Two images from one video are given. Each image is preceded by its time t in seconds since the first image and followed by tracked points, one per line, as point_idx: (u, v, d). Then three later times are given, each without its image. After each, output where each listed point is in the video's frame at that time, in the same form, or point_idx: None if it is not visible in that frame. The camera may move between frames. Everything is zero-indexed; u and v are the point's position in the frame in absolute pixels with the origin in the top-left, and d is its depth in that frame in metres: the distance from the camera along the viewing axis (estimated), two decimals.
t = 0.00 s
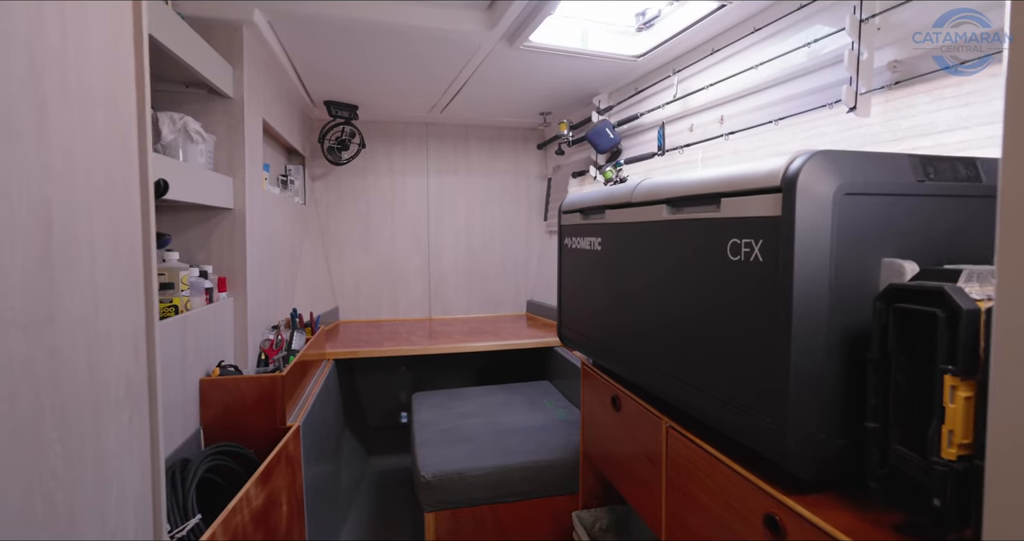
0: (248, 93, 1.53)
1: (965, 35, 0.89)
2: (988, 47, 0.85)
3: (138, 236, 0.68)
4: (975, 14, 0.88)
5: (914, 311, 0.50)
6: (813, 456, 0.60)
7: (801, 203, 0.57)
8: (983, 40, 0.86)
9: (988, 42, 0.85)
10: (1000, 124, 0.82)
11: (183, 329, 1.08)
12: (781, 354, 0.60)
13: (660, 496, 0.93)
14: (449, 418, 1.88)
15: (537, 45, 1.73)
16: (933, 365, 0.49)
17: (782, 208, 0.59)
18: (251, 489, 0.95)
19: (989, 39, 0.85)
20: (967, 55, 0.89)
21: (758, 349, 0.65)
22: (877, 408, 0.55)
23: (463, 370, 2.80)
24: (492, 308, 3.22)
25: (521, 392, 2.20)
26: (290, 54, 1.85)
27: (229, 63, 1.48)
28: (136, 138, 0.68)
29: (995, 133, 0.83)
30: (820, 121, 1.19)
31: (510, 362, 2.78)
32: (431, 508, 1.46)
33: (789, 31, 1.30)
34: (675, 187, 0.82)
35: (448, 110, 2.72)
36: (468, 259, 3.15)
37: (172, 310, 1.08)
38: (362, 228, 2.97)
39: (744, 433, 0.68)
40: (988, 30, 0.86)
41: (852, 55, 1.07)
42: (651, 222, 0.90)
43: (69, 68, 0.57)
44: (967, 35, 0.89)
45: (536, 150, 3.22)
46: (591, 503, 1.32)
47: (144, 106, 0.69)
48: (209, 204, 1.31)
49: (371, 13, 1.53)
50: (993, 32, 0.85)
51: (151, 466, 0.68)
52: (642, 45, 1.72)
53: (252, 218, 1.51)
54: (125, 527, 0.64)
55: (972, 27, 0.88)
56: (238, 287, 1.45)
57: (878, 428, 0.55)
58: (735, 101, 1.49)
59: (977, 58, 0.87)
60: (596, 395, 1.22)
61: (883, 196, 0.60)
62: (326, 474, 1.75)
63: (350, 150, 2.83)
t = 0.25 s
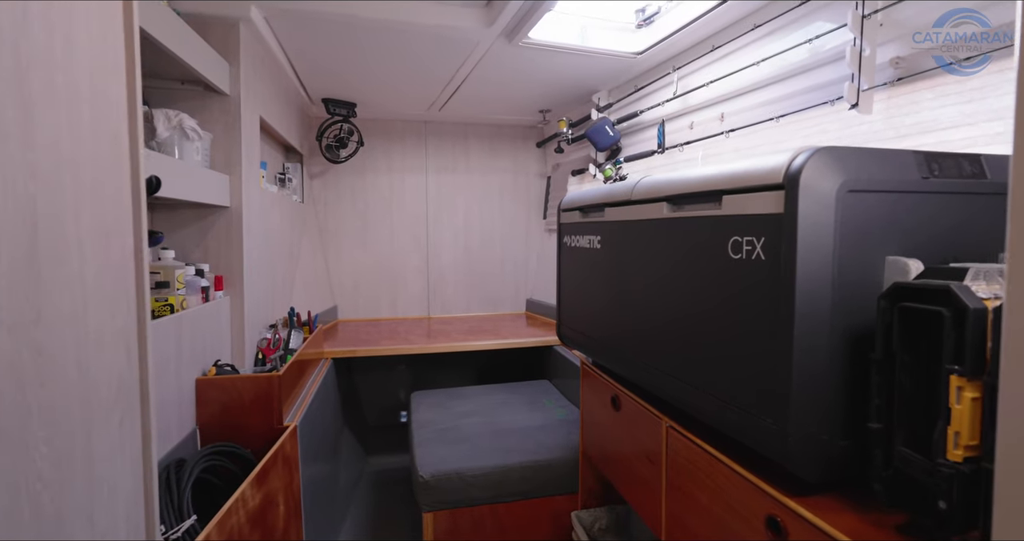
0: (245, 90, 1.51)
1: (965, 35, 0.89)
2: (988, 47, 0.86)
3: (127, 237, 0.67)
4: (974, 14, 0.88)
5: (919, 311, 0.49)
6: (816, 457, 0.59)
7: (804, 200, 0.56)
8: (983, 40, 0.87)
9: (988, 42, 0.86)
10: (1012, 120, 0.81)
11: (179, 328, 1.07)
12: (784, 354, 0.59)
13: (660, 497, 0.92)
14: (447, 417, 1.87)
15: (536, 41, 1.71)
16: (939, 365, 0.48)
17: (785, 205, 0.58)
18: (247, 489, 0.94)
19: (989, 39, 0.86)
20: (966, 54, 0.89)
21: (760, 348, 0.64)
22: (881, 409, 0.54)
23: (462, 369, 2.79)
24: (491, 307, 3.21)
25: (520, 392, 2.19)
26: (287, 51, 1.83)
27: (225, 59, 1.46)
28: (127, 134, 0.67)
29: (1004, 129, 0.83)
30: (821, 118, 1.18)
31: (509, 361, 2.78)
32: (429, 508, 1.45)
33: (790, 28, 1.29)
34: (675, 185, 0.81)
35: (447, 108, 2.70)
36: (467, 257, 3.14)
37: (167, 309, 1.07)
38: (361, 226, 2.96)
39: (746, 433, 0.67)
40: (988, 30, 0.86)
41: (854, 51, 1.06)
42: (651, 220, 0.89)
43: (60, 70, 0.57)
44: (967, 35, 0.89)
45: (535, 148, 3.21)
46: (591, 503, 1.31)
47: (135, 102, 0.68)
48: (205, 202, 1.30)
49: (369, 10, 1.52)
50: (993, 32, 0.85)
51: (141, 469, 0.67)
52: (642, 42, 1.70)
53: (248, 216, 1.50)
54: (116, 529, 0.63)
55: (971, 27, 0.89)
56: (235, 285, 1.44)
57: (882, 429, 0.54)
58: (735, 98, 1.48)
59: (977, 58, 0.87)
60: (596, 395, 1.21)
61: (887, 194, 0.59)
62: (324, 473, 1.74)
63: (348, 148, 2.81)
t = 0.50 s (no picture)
0: (242, 87, 1.50)
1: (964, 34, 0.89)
2: (987, 47, 0.86)
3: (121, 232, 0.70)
4: (974, 14, 0.89)
5: (924, 309, 0.48)
6: (818, 458, 0.58)
7: (807, 197, 0.55)
8: (982, 40, 0.87)
9: (988, 41, 0.86)
10: (1017, 116, 0.81)
11: (175, 327, 1.06)
12: (786, 353, 0.58)
13: (660, 497, 0.91)
14: (446, 416, 1.86)
15: (535, 38, 1.70)
16: (945, 365, 0.47)
17: (788, 202, 0.57)
18: (243, 490, 0.93)
19: (988, 38, 0.86)
20: (966, 54, 0.89)
21: (762, 348, 0.63)
22: (885, 409, 0.53)
23: (461, 368, 2.78)
24: (490, 305, 3.20)
25: (519, 391, 2.19)
26: (284, 47, 1.82)
27: (222, 56, 1.45)
28: (117, 129, 0.70)
29: (1010, 125, 0.82)
30: (823, 115, 1.17)
31: (509, 360, 2.77)
32: (428, 508, 1.45)
33: (792, 24, 1.28)
34: (676, 182, 0.80)
35: (445, 105, 2.69)
36: (466, 256, 3.13)
37: (162, 308, 1.06)
38: (360, 224, 2.95)
39: (747, 434, 0.66)
40: (987, 29, 0.86)
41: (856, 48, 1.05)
42: (651, 217, 0.87)
43: (45, 70, 0.58)
44: (966, 35, 0.90)
45: (535, 146, 3.20)
46: (590, 503, 1.30)
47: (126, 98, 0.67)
48: (201, 199, 1.28)
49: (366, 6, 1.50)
50: (992, 31, 0.85)
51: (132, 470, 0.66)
52: (642, 38, 1.69)
53: (245, 214, 1.49)
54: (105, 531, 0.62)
55: (971, 26, 0.89)
56: (232, 284, 1.42)
57: (886, 430, 0.53)
58: (736, 95, 1.46)
59: (977, 58, 0.88)
60: (595, 394, 1.20)
61: (892, 190, 0.58)
62: (322, 473, 1.73)
63: (346, 146, 2.80)
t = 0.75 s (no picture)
0: (238, 84, 1.49)
1: (964, 34, 0.89)
2: (987, 47, 0.85)
3: (111, 229, 0.69)
4: (973, 14, 0.88)
5: (930, 308, 0.47)
6: (821, 459, 0.57)
7: (810, 193, 0.54)
8: (982, 40, 0.86)
9: (988, 41, 0.86)
10: (1021, 113, 0.80)
11: (170, 326, 1.05)
12: (789, 353, 0.57)
13: (659, 497, 0.90)
14: (445, 416, 1.85)
15: (534, 34, 1.69)
16: (951, 365, 0.46)
17: (790, 199, 0.56)
18: (238, 491, 0.92)
19: (988, 38, 0.85)
20: (965, 54, 0.89)
21: (763, 347, 0.62)
22: (889, 410, 0.52)
23: (460, 367, 2.77)
24: (490, 304, 3.19)
25: (518, 390, 2.18)
26: (281, 44, 1.81)
27: (218, 53, 1.43)
28: (106, 122, 0.69)
29: (1013, 122, 0.81)
30: (826, 111, 1.15)
31: (508, 359, 2.76)
32: (426, 508, 1.44)
33: (793, 20, 1.27)
34: (676, 178, 0.78)
35: (444, 103, 2.68)
36: (465, 254, 3.12)
37: (158, 306, 1.05)
38: (358, 222, 2.94)
39: (749, 435, 0.65)
40: (987, 29, 0.86)
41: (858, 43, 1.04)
42: (651, 215, 0.86)
43: (29, 64, 0.57)
44: (965, 35, 0.89)
45: (534, 144, 3.19)
46: (589, 503, 1.30)
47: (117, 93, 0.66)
48: (197, 197, 1.27)
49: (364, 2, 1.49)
50: (993, 32, 0.84)
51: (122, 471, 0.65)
52: (642, 35, 1.68)
53: (242, 212, 1.47)
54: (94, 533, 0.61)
55: (971, 26, 0.88)
56: (228, 282, 1.41)
57: (890, 431, 0.52)
58: (737, 92, 1.45)
59: (976, 58, 0.87)
60: (595, 393, 1.20)
61: (896, 186, 0.57)
62: (320, 472, 1.72)
63: (344, 143, 2.78)
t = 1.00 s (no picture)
0: (235, 81, 1.48)
1: (964, 34, 0.88)
2: (988, 47, 0.85)
3: (99, 227, 0.70)
4: (974, 14, 0.88)
5: (936, 307, 0.46)
6: (825, 462, 0.56)
7: (813, 190, 0.53)
8: (983, 40, 0.86)
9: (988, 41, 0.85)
10: None
11: (165, 326, 1.04)
12: (791, 354, 0.56)
13: (659, 498, 0.90)
14: (443, 415, 1.85)
15: (533, 31, 1.68)
16: (958, 367, 0.45)
17: (793, 196, 0.55)
18: (233, 492, 0.91)
19: (989, 38, 0.85)
20: (966, 54, 0.88)
21: (765, 348, 0.61)
22: (894, 412, 0.51)
23: (459, 366, 2.76)
24: (489, 303, 3.18)
25: (517, 389, 2.17)
26: (278, 41, 1.79)
27: (214, 49, 1.42)
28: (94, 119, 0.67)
29: (1018, 118, 0.80)
30: (828, 108, 1.14)
31: (507, 358, 2.75)
32: (424, 508, 1.43)
33: (795, 16, 1.26)
34: (677, 176, 0.77)
35: (443, 101, 2.66)
36: (464, 253, 3.11)
37: (153, 306, 1.04)
38: (357, 221, 2.93)
39: (751, 437, 0.64)
40: (988, 29, 0.85)
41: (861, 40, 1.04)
42: (651, 213, 0.85)
43: (6, 64, 0.58)
44: (966, 35, 0.88)
45: (534, 142, 3.17)
46: (588, 503, 1.29)
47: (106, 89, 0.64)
48: (193, 195, 1.26)
49: None
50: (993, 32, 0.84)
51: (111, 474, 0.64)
52: (642, 32, 1.67)
53: (238, 211, 1.46)
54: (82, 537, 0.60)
55: (971, 27, 0.88)
56: (225, 281, 1.40)
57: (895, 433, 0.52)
58: (738, 89, 1.44)
59: (977, 58, 0.86)
60: (594, 392, 1.19)
61: (901, 183, 0.56)
62: (318, 472, 1.72)
63: (343, 141, 2.77)
